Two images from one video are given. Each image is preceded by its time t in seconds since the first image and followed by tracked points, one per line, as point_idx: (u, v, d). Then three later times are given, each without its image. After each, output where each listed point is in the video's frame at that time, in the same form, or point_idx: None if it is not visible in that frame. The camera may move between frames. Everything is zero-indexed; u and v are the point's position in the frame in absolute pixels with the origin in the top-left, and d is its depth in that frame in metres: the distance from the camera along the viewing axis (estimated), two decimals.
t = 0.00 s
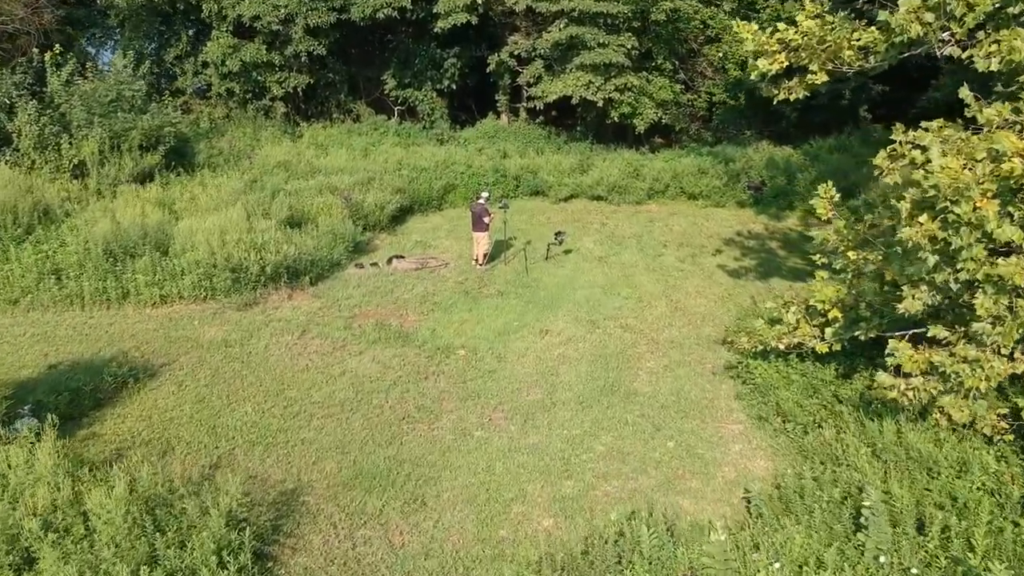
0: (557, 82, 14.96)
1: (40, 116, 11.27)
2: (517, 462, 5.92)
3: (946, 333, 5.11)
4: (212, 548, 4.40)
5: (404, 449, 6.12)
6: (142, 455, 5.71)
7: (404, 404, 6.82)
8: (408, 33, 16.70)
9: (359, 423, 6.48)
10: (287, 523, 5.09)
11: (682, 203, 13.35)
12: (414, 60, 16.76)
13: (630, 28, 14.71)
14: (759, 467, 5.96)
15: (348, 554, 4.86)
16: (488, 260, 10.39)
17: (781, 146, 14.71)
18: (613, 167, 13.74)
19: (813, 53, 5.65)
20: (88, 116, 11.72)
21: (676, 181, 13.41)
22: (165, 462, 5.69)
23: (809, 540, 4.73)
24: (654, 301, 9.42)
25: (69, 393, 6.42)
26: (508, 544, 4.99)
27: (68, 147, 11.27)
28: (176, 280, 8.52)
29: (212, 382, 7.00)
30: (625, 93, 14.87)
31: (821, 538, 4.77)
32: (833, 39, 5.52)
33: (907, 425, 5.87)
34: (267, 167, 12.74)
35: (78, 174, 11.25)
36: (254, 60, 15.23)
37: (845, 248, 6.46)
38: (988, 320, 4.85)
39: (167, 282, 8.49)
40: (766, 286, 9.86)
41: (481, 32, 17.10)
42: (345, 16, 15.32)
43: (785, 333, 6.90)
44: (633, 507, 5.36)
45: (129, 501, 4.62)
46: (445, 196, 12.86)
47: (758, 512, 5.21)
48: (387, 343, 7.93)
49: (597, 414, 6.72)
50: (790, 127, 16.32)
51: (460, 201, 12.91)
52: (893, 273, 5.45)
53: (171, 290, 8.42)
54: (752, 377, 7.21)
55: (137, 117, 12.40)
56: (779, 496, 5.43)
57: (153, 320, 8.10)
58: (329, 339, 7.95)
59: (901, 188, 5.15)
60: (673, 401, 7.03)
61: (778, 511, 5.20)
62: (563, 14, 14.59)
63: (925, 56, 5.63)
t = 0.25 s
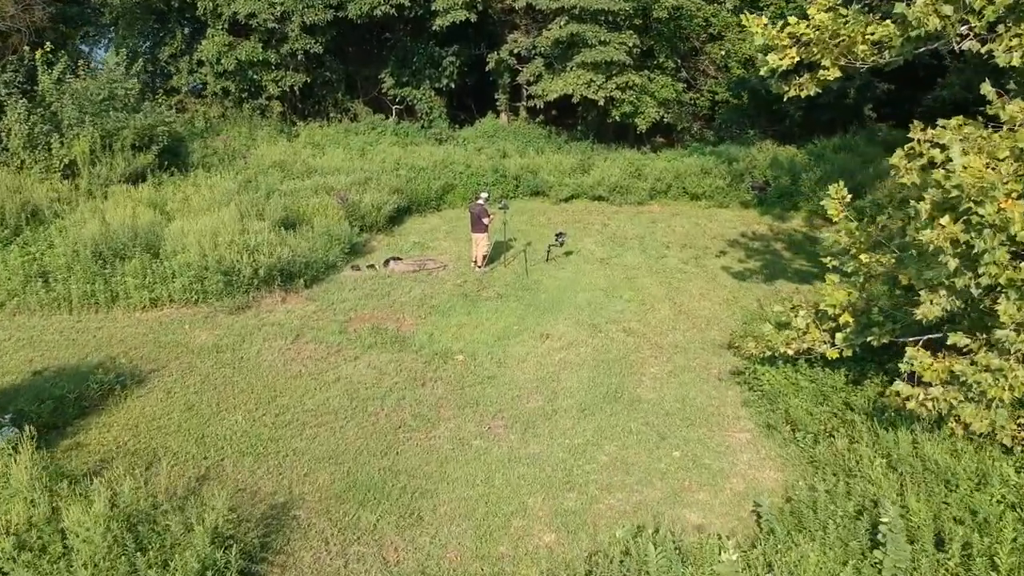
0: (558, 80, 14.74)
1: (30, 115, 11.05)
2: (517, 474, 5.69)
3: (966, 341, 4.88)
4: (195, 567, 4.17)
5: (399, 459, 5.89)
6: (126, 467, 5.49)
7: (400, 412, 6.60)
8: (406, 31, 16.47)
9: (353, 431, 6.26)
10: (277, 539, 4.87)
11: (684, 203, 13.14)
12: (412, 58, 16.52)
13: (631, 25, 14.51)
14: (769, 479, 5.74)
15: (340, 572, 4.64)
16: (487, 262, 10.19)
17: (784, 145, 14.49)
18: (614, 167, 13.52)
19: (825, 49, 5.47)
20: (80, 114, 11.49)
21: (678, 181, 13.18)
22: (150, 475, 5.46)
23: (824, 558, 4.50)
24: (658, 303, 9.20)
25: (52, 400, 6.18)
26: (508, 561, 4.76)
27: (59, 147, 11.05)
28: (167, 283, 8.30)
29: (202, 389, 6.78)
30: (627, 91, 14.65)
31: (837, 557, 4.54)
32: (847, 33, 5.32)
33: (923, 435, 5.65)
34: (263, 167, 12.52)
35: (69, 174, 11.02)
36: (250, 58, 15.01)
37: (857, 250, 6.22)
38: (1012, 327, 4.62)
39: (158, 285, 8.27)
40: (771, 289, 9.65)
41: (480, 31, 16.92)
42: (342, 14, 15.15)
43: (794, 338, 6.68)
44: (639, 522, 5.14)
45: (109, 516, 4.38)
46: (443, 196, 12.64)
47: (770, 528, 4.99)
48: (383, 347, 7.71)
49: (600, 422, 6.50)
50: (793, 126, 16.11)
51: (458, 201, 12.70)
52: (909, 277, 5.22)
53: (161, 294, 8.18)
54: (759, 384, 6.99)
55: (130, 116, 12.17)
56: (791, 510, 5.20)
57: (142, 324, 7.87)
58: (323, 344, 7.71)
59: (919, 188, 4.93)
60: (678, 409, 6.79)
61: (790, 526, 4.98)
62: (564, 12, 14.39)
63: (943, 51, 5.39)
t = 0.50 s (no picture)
0: (558, 79, 14.53)
1: (21, 114, 10.85)
2: (517, 485, 5.49)
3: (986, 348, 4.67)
4: None
5: (395, 469, 5.69)
6: (111, 479, 5.28)
7: (397, 419, 6.40)
8: (405, 29, 16.28)
9: (348, 440, 6.05)
10: (266, 555, 4.66)
11: (687, 204, 12.94)
12: (410, 57, 16.30)
13: (632, 23, 14.35)
14: (779, 491, 5.54)
15: None
16: (485, 264, 10.01)
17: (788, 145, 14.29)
18: (616, 167, 13.32)
19: (837, 44, 5.25)
20: (72, 113, 11.29)
21: (681, 181, 12.99)
22: (136, 487, 5.26)
23: None
24: (661, 306, 9.00)
25: (37, 408, 5.98)
26: None
27: (50, 146, 10.85)
28: (158, 286, 8.09)
29: (192, 396, 6.57)
30: (628, 90, 14.44)
31: None
32: (860, 27, 5.11)
33: (939, 444, 5.44)
34: (258, 167, 12.32)
35: (61, 174, 10.82)
36: (246, 56, 14.82)
37: (868, 252, 6.02)
38: None
39: (148, 288, 8.06)
40: (776, 291, 9.46)
41: (478, 29, 16.80)
42: (339, 11, 14.99)
43: (802, 343, 6.49)
44: (644, 537, 4.93)
45: (91, 533, 4.17)
46: (442, 196, 12.44)
47: (781, 543, 4.78)
48: (380, 352, 7.50)
49: (603, 430, 6.30)
50: (796, 125, 15.92)
51: (457, 202, 12.50)
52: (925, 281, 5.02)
53: (152, 297, 7.98)
54: (766, 391, 6.79)
55: (123, 115, 11.97)
56: (803, 524, 5.00)
57: (133, 328, 7.66)
58: (318, 348, 7.52)
59: (937, 188, 4.72)
60: (683, 416, 6.59)
61: (802, 541, 4.78)
62: (564, 9, 14.24)
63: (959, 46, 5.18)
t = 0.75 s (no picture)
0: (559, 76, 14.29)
1: (10, 112, 10.61)
2: (518, 498, 5.25)
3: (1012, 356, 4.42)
4: None
5: (390, 481, 5.46)
6: (92, 492, 5.05)
7: (392, 428, 6.17)
8: (403, 27, 16.06)
9: (340, 450, 5.82)
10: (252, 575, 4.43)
11: (689, 204, 12.72)
12: (408, 55, 16.06)
13: (634, 20, 14.13)
14: (791, 505, 5.31)
15: None
16: (484, 266, 9.76)
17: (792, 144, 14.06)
18: (617, 167, 13.09)
19: (851, 38, 5.02)
20: (63, 111, 11.05)
21: (683, 181, 12.76)
22: (118, 501, 5.02)
23: None
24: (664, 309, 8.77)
25: (17, 417, 5.74)
26: None
27: (39, 145, 10.61)
28: (148, 288, 7.86)
29: (180, 403, 6.34)
30: (630, 88, 14.21)
31: None
32: (876, 18, 4.88)
33: (958, 455, 5.20)
34: (253, 167, 12.08)
35: (50, 174, 10.59)
36: (241, 54, 14.60)
37: (882, 254, 5.79)
38: None
39: (138, 290, 7.82)
40: (783, 294, 9.23)
41: (477, 27, 16.55)
42: (336, 9, 14.77)
43: (813, 349, 6.25)
44: (650, 555, 4.71)
45: (65, 552, 3.94)
46: (440, 197, 12.21)
47: (794, 562, 4.55)
48: (375, 357, 7.26)
49: (606, 439, 6.06)
50: (800, 124, 15.69)
51: (456, 202, 12.27)
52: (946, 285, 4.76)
53: (141, 300, 7.74)
54: (776, 398, 6.56)
55: (115, 113, 11.74)
56: (816, 539, 4.77)
57: (121, 332, 7.43)
58: (312, 353, 7.28)
59: (959, 188, 4.46)
60: (689, 425, 6.36)
61: (817, 559, 4.54)
62: (564, 5, 14.06)
63: (979, 39, 4.96)
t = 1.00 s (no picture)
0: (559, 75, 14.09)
1: None
2: (519, 511, 5.05)
3: None
4: None
5: (385, 493, 5.25)
6: (75, 506, 4.84)
7: (388, 437, 5.95)
8: (401, 25, 15.86)
9: (335, 460, 5.61)
10: None
11: (692, 205, 12.52)
12: (407, 53, 15.84)
13: (636, 17, 13.93)
14: (803, 518, 5.11)
15: None
16: (484, 268, 9.56)
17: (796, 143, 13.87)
18: (619, 166, 12.89)
19: (866, 32, 4.80)
20: (54, 110, 10.84)
21: (686, 181, 12.56)
22: (102, 515, 4.81)
23: None
24: (668, 312, 8.57)
25: None
26: None
27: (30, 145, 10.40)
28: (138, 291, 7.65)
29: (169, 411, 6.13)
30: (632, 87, 14.01)
31: None
32: (893, 11, 4.65)
33: (977, 466, 4.99)
34: (249, 167, 11.88)
35: (41, 174, 10.39)
36: (237, 52, 14.40)
37: (896, 257, 5.58)
38: None
39: (128, 294, 7.61)
40: (789, 296, 9.03)
41: (476, 25, 16.35)
42: (333, 6, 14.56)
43: (824, 355, 6.04)
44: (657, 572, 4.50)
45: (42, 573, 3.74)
46: (439, 197, 12.01)
47: None
48: (372, 363, 7.06)
49: (610, 448, 5.86)
50: (804, 123, 15.49)
51: (455, 203, 12.07)
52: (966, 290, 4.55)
53: (131, 303, 7.53)
54: (785, 405, 6.36)
55: (108, 112, 11.53)
56: (830, 555, 4.56)
57: (110, 336, 7.22)
58: (306, 358, 7.07)
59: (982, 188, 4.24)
60: (696, 433, 6.15)
61: None
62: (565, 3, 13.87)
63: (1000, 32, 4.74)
